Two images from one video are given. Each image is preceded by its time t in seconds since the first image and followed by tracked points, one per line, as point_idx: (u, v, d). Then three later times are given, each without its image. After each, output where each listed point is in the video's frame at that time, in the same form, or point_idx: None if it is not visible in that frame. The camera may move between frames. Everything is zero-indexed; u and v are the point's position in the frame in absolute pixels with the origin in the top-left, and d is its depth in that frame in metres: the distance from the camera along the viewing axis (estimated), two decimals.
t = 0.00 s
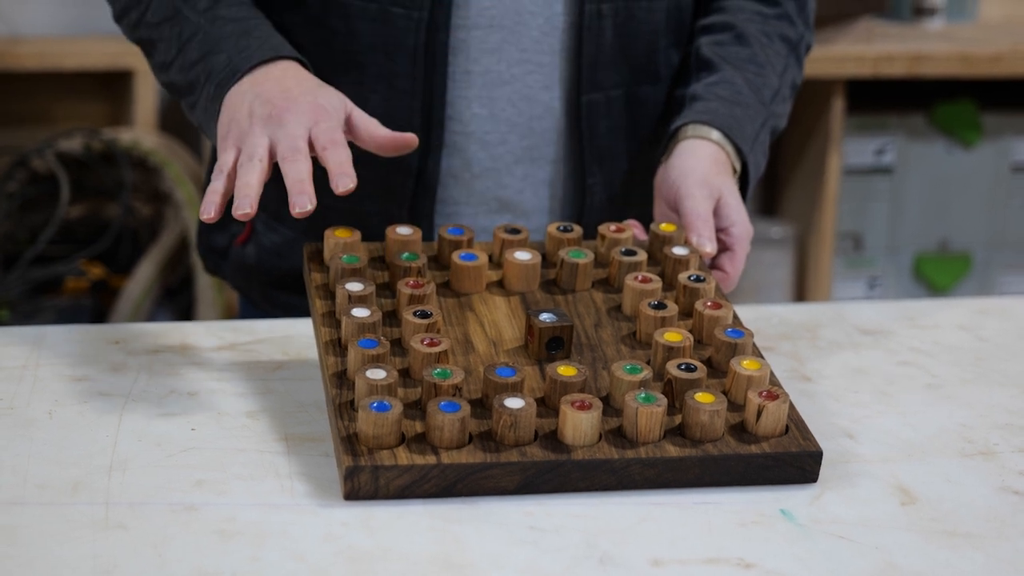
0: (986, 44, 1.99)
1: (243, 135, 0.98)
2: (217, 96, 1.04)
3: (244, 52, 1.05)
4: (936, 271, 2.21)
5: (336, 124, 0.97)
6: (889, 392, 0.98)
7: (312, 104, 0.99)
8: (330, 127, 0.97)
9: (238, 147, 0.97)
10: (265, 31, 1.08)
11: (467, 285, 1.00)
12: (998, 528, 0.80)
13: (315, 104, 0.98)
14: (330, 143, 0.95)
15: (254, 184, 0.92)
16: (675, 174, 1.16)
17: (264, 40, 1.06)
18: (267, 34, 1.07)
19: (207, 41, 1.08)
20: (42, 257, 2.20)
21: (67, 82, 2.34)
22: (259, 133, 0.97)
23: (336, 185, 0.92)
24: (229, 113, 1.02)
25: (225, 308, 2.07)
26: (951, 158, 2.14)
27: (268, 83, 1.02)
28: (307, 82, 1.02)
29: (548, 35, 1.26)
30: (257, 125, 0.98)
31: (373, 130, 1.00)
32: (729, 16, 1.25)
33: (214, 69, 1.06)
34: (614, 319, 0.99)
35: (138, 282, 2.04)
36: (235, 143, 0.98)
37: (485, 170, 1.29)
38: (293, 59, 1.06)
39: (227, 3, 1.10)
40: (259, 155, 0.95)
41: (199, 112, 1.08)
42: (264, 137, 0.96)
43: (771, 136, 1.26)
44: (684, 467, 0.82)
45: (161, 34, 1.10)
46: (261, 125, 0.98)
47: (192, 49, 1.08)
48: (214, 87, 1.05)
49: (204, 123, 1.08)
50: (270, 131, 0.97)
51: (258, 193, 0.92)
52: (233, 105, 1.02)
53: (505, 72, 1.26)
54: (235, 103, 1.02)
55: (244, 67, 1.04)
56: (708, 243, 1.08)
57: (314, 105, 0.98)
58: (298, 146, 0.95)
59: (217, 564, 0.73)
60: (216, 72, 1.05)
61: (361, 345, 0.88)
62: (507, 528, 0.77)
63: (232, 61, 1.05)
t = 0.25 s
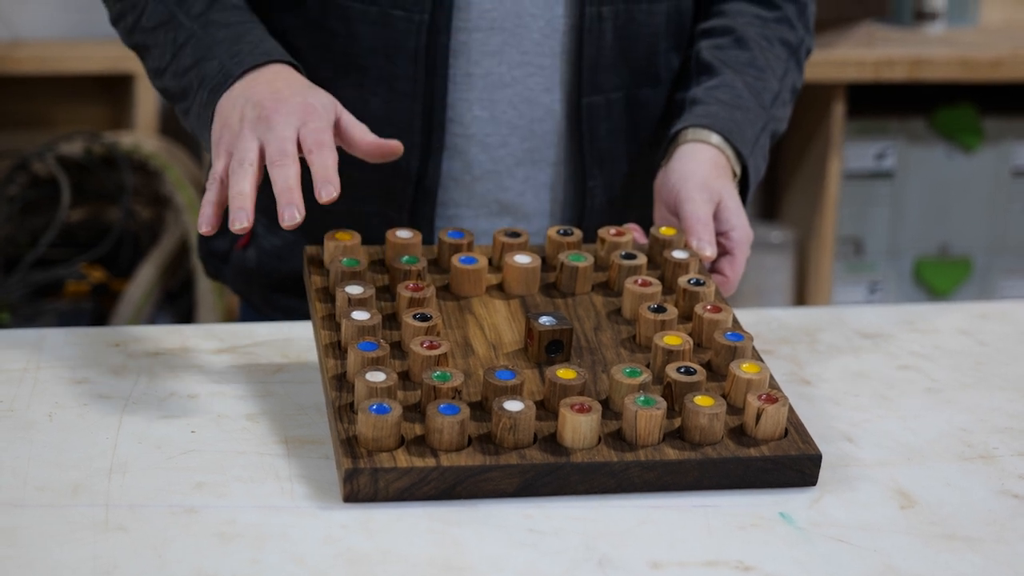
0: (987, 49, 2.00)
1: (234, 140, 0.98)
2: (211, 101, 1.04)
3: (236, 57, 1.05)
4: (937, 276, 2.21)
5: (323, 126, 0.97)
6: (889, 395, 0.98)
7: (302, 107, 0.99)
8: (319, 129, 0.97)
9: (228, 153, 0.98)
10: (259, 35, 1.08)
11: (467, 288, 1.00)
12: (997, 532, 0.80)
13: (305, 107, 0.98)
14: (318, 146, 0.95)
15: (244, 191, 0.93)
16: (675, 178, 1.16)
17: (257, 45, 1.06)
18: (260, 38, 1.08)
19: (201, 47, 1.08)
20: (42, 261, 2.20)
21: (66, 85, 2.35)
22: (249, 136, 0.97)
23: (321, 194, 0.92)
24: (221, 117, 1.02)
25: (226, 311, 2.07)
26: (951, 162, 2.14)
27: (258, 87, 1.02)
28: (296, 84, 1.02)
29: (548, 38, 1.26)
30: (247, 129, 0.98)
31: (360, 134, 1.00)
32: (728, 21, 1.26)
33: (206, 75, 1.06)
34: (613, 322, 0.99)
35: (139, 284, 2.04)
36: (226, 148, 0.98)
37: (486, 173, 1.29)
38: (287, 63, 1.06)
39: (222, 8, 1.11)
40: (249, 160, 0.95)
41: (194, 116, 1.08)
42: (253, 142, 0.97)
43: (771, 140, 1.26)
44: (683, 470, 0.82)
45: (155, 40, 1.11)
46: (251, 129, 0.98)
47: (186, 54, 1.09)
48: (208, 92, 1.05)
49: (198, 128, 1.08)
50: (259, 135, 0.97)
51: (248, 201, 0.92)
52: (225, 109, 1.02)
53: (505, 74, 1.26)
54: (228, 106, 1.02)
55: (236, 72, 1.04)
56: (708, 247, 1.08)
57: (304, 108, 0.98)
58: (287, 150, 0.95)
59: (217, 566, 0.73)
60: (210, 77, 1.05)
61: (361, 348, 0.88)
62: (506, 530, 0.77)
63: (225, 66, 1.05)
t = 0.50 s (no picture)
0: (988, 50, 2.00)
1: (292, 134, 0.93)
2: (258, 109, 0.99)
3: (277, 61, 0.99)
4: (937, 278, 2.21)
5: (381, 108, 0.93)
6: (889, 397, 0.98)
7: (350, 88, 0.93)
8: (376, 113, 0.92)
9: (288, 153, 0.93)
10: (294, 36, 1.03)
11: (467, 292, 1.00)
12: (998, 533, 0.80)
13: (355, 89, 0.93)
14: (379, 136, 0.90)
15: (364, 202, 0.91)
16: (675, 182, 1.15)
17: (297, 48, 1.00)
18: (297, 40, 1.02)
19: (240, 53, 1.01)
20: (43, 262, 2.20)
21: (66, 86, 2.35)
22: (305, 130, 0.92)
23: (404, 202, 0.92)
24: (275, 119, 0.96)
25: (226, 312, 2.07)
26: (952, 164, 2.14)
27: (303, 79, 0.97)
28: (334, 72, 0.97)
29: (549, 42, 1.26)
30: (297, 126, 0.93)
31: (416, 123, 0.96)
32: (728, 25, 1.26)
33: (246, 81, 1.00)
34: (614, 326, 0.99)
35: (140, 285, 2.05)
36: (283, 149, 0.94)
37: (486, 175, 1.29)
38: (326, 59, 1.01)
39: (253, 11, 1.04)
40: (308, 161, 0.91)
41: (236, 129, 1.01)
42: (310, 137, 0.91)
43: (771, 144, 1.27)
44: (683, 471, 0.82)
45: (183, 49, 1.04)
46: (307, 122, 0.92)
47: (224, 61, 1.02)
48: (254, 101, 0.99)
49: (242, 138, 1.01)
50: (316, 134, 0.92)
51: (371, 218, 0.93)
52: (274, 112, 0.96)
53: (506, 78, 1.26)
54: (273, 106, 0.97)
55: (282, 76, 0.98)
56: (709, 253, 1.09)
57: (355, 90, 0.93)
58: (350, 143, 0.90)
59: (217, 566, 0.73)
60: (255, 85, 0.99)
61: (361, 350, 0.88)
62: (506, 531, 0.77)
63: (267, 71, 0.99)
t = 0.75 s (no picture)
0: (989, 51, 2.00)
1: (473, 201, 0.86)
2: (407, 133, 0.89)
3: (425, 88, 0.90)
4: (939, 279, 2.21)
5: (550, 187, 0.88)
6: (890, 397, 0.98)
7: (516, 151, 0.87)
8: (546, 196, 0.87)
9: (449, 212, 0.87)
10: (437, 65, 0.93)
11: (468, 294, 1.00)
12: (1000, 533, 0.79)
13: (522, 158, 0.87)
14: (548, 216, 0.87)
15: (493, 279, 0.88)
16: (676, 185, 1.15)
17: (444, 76, 0.91)
18: (440, 69, 0.92)
19: (377, 75, 0.92)
20: (44, 262, 2.20)
21: (66, 87, 2.35)
22: (497, 206, 0.85)
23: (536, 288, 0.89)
24: (424, 154, 0.88)
25: (227, 313, 2.07)
26: (954, 165, 2.14)
27: (464, 119, 0.88)
28: (477, 113, 0.90)
29: (553, 43, 1.25)
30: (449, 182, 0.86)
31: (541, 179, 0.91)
32: (729, 27, 1.26)
33: (387, 106, 0.90)
34: (615, 328, 0.99)
35: (140, 287, 2.05)
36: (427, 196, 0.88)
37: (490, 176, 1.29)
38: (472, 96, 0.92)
39: (382, 33, 0.96)
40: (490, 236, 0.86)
41: (363, 153, 0.92)
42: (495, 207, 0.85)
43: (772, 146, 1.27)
44: (684, 471, 0.82)
45: (298, 60, 0.96)
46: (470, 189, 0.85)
47: (352, 79, 0.93)
48: (391, 126, 0.89)
49: (372, 163, 0.92)
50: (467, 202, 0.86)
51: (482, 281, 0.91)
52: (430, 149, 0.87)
53: (512, 79, 1.25)
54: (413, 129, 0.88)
55: (436, 105, 0.89)
56: (711, 256, 1.08)
57: (523, 159, 0.87)
58: (521, 221, 0.85)
59: (218, 567, 0.73)
60: (395, 113, 0.89)
61: (362, 352, 0.88)
62: (507, 531, 0.77)
63: (412, 97, 0.89)
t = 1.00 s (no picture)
0: (994, 50, 1.99)
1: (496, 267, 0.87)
2: (436, 179, 0.89)
3: (455, 144, 0.90)
4: (943, 278, 2.21)
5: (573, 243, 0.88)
6: (894, 396, 0.98)
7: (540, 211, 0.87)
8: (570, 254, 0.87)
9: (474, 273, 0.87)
10: (466, 113, 0.93)
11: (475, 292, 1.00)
12: (1003, 533, 0.79)
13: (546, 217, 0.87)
14: (572, 276, 0.88)
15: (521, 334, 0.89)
16: (681, 184, 1.15)
17: (473, 130, 0.91)
18: (471, 119, 0.92)
19: (408, 117, 0.91)
20: (48, 262, 2.21)
21: (70, 86, 2.35)
22: (519, 270, 0.85)
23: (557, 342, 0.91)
24: (444, 213, 0.88)
25: (231, 312, 2.07)
26: (958, 164, 2.14)
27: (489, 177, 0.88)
28: (506, 169, 0.90)
29: (567, 40, 1.24)
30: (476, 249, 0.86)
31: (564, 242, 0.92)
32: (735, 26, 1.25)
33: (413, 154, 0.90)
34: (619, 326, 0.99)
35: (143, 286, 2.05)
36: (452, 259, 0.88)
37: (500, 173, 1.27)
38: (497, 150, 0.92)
39: (418, 68, 0.95)
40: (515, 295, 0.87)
41: (380, 191, 0.92)
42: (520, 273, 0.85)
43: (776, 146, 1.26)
44: (688, 470, 0.82)
45: (330, 81, 0.94)
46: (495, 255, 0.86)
47: (382, 117, 0.92)
48: (417, 171, 0.89)
49: (388, 203, 0.92)
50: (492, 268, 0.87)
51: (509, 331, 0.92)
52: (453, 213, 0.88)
53: (527, 77, 1.24)
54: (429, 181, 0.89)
55: (463, 162, 0.89)
56: (714, 254, 1.08)
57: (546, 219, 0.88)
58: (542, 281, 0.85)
59: (222, 567, 0.73)
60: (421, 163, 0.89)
61: (366, 351, 0.88)
62: (511, 530, 0.77)
63: (439, 149, 0.90)
